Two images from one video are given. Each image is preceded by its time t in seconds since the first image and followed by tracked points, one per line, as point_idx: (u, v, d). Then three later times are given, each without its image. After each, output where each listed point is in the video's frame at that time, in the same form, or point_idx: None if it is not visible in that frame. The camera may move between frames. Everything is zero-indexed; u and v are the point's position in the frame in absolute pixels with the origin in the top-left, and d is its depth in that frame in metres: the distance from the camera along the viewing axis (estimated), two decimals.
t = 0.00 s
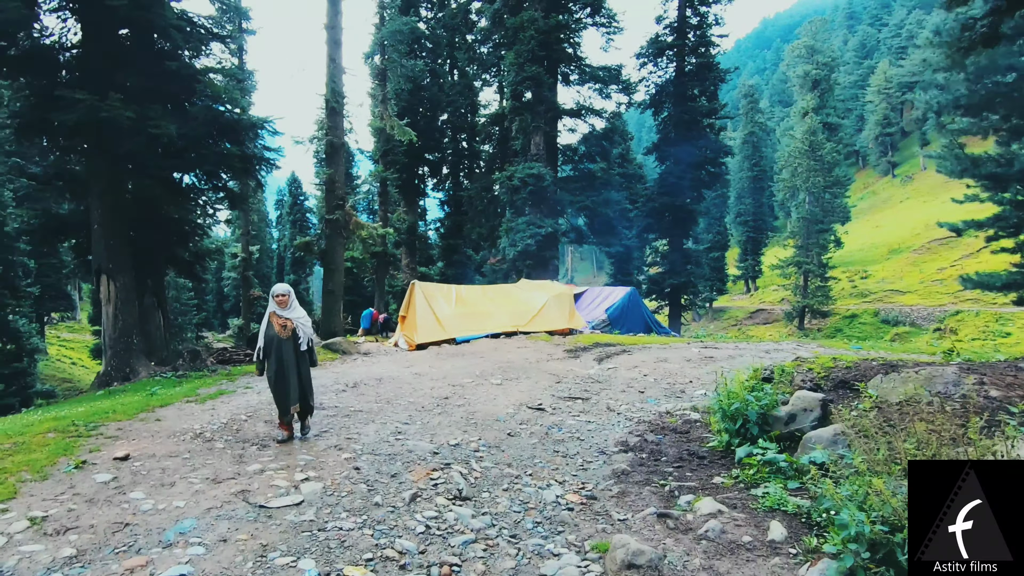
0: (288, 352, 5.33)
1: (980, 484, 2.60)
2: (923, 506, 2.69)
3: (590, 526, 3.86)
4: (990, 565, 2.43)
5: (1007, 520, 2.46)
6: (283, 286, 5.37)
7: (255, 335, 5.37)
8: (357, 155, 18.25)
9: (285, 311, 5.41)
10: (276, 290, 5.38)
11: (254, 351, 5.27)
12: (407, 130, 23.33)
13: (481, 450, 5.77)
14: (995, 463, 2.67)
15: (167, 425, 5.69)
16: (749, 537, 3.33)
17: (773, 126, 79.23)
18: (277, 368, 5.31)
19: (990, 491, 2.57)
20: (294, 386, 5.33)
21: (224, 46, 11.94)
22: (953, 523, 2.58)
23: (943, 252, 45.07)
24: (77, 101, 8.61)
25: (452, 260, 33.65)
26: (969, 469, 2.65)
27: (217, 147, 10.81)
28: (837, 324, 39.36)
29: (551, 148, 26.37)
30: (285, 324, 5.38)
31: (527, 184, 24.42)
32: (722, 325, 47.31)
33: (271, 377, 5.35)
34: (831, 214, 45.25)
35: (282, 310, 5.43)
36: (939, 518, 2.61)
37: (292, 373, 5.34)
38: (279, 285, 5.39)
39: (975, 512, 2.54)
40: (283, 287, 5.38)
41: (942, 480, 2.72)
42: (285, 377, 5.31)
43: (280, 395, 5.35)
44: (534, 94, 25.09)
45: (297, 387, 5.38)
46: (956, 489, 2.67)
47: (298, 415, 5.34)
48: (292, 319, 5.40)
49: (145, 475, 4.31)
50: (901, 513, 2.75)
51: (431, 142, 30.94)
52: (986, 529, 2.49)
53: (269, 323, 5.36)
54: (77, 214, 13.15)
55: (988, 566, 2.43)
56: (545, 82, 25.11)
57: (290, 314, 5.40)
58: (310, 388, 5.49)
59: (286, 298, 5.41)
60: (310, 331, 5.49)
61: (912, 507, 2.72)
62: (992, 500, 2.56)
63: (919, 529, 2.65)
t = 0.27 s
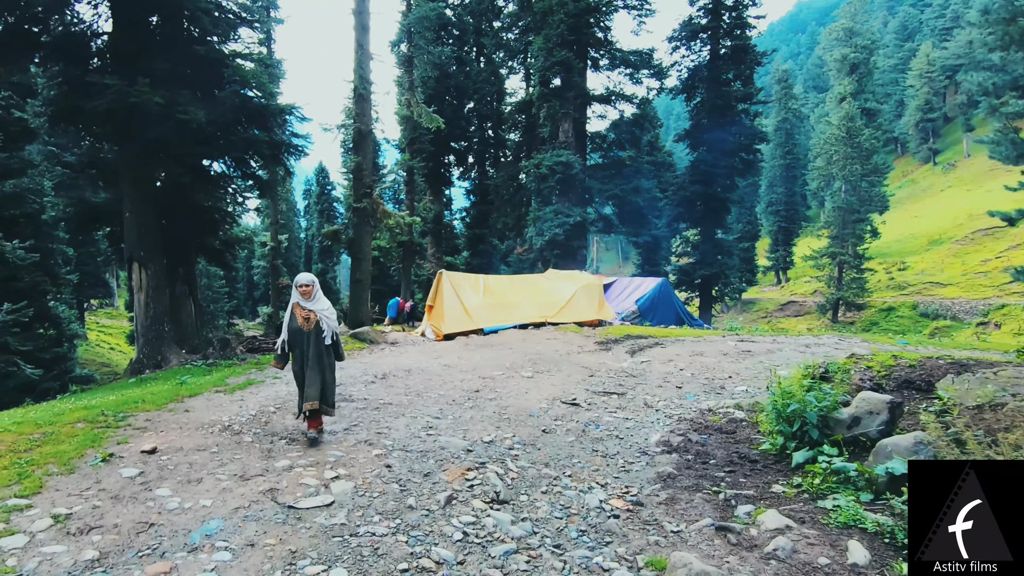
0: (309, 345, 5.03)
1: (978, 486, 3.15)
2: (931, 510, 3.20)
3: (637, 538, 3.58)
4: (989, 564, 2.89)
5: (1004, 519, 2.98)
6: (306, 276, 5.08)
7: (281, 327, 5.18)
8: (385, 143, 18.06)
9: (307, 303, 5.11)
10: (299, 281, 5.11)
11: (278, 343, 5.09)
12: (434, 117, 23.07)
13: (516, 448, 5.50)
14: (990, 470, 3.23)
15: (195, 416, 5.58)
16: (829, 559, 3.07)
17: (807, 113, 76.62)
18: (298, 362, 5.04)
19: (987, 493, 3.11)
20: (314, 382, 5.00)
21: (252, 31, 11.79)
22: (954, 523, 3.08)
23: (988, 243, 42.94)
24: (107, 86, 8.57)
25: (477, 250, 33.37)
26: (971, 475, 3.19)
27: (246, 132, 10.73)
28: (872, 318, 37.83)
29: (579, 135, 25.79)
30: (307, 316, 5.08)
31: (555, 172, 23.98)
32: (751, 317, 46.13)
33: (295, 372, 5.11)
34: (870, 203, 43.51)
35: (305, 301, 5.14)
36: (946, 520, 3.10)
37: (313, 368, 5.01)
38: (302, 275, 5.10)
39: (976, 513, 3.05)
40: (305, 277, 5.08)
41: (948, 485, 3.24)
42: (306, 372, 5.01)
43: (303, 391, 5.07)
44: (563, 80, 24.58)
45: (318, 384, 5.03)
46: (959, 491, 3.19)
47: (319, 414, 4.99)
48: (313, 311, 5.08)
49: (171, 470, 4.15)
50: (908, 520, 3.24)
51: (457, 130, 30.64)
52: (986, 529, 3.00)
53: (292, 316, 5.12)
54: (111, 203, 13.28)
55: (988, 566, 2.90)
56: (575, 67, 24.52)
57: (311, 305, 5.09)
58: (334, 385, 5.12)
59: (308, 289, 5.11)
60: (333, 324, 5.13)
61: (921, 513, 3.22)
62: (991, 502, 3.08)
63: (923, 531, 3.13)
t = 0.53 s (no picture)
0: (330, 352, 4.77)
1: (979, 486, 3.32)
2: (932, 510, 3.36)
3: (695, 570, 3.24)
4: (990, 564, 3.04)
5: (1004, 521, 3.15)
6: (333, 280, 4.88)
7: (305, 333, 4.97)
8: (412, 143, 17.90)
9: (332, 307, 4.89)
10: (326, 284, 4.91)
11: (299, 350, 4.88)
12: (462, 114, 22.88)
13: (553, 460, 5.18)
14: (988, 471, 3.41)
15: (223, 421, 5.42)
16: None
17: (841, 108, 74.38)
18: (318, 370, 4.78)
19: (987, 493, 3.29)
20: (332, 392, 4.69)
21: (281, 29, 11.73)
22: (954, 523, 3.24)
23: None
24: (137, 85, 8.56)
25: (503, 250, 33.11)
26: (972, 476, 3.35)
27: (274, 131, 10.66)
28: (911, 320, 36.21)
29: (608, 133, 25.31)
30: (330, 322, 4.83)
31: (583, 170, 23.58)
32: (782, 318, 44.85)
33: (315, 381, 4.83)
34: (909, 201, 41.90)
35: (330, 306, 4.91)
36: (946, 521, 3.26)
37: (332, 377, 4.71)
38: (329, 279, 4.91)
39: (978, 513, 3.21)
40: (331, 281, 4.88)
41: (948, 485, 3.41)
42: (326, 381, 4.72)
43: (321, 401, 4.76)
44: (591, 76, 24.18)
45: (337, 396, 4.70)
46: (959, 492, 3.37)
47: (335, 427, 4.64)
48: (336, 316, 4.83)
49: (196, 481, 3.96)
50: (910, 522, 3.38)
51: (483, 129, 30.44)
52: (986, 529, 3.16)
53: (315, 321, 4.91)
54: (145, 203, 13.40)
55: (989, 566, 3.04)
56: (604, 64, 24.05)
57: (335, 310, 4.85)
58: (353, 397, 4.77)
59: (334, 293, 4.89)
60: (357, 331, 4.84)
61: (922, 514, 3.37)
62: (990, 502, 3.26)
63: (924, 532, 3.28)
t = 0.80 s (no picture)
0: (346, 350, 4.47)
1: (978, 488, 3.51)
2: (933, 510, 3.52)
3: None
4: (990, 564, 3.17)
5: (1004, 520, 3.30)
6: (352, 272, 4.59)
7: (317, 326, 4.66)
8: (430, 136, 17.65)
9: (350, 300, 4.60)
10: (342, 276, 4.61)
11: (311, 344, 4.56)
12: (481, 105, 22.51)
13: (584, 465, 4.88)
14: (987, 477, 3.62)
15: (239, 421, 5.21)
16: None
17: (867, 96, 72.24)
18: (332, 368, 4.48)
19: (986, 495, 3.46)
20: (349, 391, 4.40)
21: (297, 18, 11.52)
22: (955, 523, 3.39)
23: None
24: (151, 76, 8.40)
25: (521, 244, 32.74)
26: (972, 477, 3.56)
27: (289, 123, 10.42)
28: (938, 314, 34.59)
29: (629, 123, 24.73)
30: (347, 316, 4.53)
31: (604, 161, 23.07)
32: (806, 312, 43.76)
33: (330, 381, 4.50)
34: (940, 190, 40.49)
35: (347, 299, 4.61)
36: (948, 521, 3.41)
37: (350, 376, 4.42)
38: (347, 270, 4.60)
39: (978, 514, 3.38)
40: (349, 273, 4.58)
41: (949, 488, 3.61)
42: (344, 380, 4.41)
43: (336, 401, 4.46)
44: (612, 65, 23.61)
45: (356, 396, 4.41)
46: (959, 493, 3.56)
47: (352, 430, 4.37)
48: (355, 311, 4.54)
49: (208, 488, 3.74)
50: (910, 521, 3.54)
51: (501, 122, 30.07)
52: (985, 529, 3.31)
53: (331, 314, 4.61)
54: (164, 198, 13.33)
55: (989, 566, 3.17)
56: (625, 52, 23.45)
57: (353, 305, 4.54)
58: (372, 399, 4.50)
59: (352, 285, 4.59)
60: (377, 329, 4.57)
61: (924, 514, 3.53)
62: (989, 502, 3.43)
63: (925, 532, 3.41)
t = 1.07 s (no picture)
0: (369, 353, 4.14)
1: (979, 488, 3.53)
2: (934, 513, 3.62)
3: None
4: (989, 563, 3.22)
5: (1002, 518, 3.34)
6: (371, 269, 4.26)
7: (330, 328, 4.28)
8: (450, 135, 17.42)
9: (369, 299, 4.27)
10: (360, 273, 4.27)
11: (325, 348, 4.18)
12: (501, 103, 22.20)
13: (622, 476, 4.53)
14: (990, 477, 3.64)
15: (254, 428, 4.96)
16: None
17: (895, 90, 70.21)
18: (351, 373, 4.13)
19: (986, 494, 3.49)
20: (374, 397, 4.09)
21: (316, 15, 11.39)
22: (955, 523, 3.48)
23: None
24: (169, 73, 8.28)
25: (540, 245, 32.35)
26: (971, 477, 3.60)
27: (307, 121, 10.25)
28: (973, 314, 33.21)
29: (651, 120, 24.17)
30: (368, 315, 4.20)
31: (626, 160, 22.60)
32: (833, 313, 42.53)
33: (349, 386, 4.13)
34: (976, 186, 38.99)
35: (365, 297, 4.28)
36: (947, 521, 3.52)
37: (374, 381, 4.11)
38: (366, 267, 4.27)
39: (977, 513, 3.44)
40: (369, 269, 4.25)
41: (950, 489, 3.69)
42: (368, 386, 4.09)
43: (356, 408, 4.12)
44: (634, 62, 23.04)
45: (380, 402, 4.11)
46: (959, 493, 3.63)
47: (377, 439, 4.08)
48: (376, 311, 4.22)
49: (220, 502, 3.47)
50: (912, 524, 3.63)
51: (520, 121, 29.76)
52: (984, 527, 3.38)
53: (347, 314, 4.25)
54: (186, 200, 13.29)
55: (988, 565, 3.22)
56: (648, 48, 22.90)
57: (374, 304, 4.22)
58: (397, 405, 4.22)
59: (371, 283, 4.27)
60: (399, 329, 4.28)
61: (926, 515, 3.64)
62: (990, 501, 3.46)
63: (926, 532, 3.51)
